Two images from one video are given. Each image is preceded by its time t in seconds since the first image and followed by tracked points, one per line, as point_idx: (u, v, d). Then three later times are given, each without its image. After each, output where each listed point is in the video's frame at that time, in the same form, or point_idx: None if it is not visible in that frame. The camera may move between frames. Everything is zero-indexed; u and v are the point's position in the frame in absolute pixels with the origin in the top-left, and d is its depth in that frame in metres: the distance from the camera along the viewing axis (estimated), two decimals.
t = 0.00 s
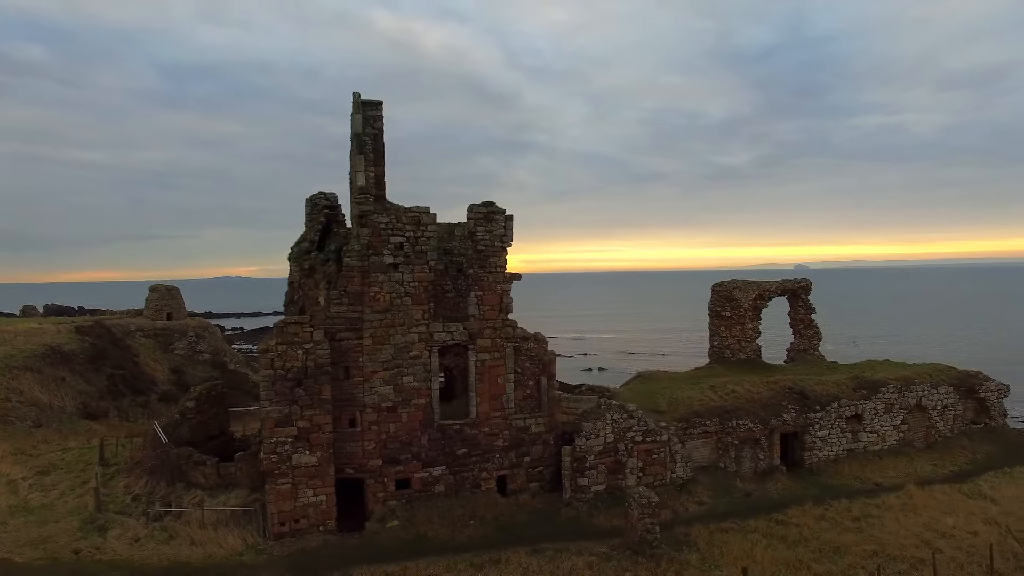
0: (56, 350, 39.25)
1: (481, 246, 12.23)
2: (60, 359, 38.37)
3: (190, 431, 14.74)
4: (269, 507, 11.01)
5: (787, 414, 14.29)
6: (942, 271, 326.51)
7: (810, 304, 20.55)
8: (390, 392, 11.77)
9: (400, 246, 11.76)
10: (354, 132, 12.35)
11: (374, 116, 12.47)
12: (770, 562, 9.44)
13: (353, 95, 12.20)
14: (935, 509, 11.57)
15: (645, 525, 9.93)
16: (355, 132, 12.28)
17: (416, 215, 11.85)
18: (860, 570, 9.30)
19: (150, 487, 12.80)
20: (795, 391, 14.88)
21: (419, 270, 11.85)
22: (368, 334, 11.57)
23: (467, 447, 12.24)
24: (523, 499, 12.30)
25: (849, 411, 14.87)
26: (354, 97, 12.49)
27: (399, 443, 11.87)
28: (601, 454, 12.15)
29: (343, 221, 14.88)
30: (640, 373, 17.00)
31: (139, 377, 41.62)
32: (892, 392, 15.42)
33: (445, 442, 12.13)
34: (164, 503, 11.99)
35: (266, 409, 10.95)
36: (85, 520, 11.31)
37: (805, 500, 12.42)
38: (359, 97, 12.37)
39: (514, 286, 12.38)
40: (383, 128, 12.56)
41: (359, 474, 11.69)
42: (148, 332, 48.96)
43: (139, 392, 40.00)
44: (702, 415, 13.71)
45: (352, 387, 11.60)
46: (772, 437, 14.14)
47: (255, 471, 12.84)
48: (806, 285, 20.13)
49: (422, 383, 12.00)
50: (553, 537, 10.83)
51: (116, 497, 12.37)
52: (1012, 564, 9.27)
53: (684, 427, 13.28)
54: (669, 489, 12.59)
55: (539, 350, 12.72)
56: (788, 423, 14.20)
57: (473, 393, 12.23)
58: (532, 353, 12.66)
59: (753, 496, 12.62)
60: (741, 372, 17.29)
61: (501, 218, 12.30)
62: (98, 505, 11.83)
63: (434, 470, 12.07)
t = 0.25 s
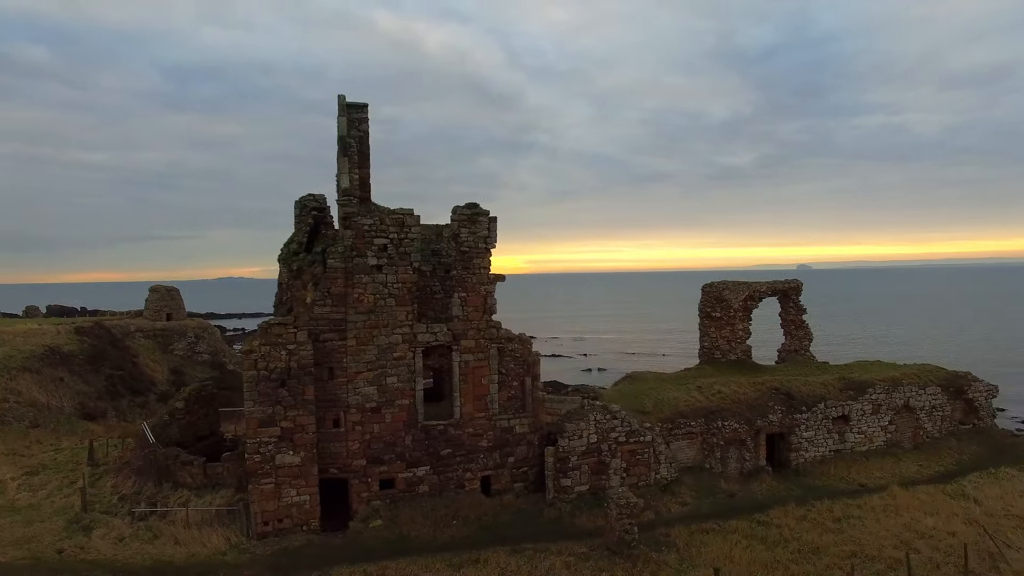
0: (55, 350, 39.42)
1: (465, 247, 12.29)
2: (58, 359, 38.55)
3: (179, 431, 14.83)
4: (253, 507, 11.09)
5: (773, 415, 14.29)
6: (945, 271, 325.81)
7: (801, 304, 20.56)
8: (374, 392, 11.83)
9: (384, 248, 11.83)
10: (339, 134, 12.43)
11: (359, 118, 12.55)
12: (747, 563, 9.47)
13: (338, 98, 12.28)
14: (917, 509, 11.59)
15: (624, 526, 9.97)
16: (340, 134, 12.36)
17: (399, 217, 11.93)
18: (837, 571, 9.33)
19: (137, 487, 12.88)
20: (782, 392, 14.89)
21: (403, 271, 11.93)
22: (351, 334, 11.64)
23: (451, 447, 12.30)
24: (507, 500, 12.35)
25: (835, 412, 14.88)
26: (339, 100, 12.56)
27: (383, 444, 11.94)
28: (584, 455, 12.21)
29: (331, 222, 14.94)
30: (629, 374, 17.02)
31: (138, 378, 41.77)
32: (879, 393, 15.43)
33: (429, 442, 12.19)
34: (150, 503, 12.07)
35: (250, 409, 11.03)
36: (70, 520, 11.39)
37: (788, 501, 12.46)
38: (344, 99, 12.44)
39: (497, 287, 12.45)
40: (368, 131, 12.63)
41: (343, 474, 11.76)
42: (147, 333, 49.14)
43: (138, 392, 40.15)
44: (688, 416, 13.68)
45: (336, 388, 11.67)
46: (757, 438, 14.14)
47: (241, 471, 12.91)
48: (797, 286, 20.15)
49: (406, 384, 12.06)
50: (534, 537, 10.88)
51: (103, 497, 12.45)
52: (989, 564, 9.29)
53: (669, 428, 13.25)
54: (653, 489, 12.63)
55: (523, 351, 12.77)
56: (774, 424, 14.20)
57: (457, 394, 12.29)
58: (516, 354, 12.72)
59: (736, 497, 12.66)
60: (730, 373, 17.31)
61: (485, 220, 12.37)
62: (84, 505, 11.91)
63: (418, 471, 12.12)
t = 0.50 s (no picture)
0: (55, 351, 39.59)
1: (449, 248, 12.36)
2: (58, 360, 38.76)
3: (168, 431, 14.92)
4: (237, 506, 11.18)
5: (759, 416, 14.30)
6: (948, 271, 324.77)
7: (792, 305, 20.56)
8: (358, 393, 11.91)
9: (368, 249, 11.91)
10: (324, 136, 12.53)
11: (345, 121, 12.64)
12: (725, 564, 9.51)
13: (324, 101, 12.37)
14: (899, 510, 11.61)
15: (603, 527, 9.99)
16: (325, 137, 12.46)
17: (383, 219, 12.00)
18: (814, 571, 9.37)
19: (125, 486, 12.96)
20: (768, 392, 14.90)
21: (387, 273, 12.01)
22: (336, 335, 11.72)
23: (436, 447, 12.36)
24: (492, 500, 12.41)
25: (822, 413, 14.89)
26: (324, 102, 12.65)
27: (367, 444, 12.01)
28: (568, 455, 12.26)
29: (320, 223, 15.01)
30: (618, 375, 17.04)
31: (137, 378, 41.96)
32: (866, 393, 15.43)
33: (414, 442, 12.26)
34: (137, 502, 12.15)
35: (234, 409, 11.12)
36: (57, 519, 11.48)
37: (772, 502, 12.49)
38: (330, 102, 12.53)
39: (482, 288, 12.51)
40: (354, 133, 12.73)
41: (328, 474, 11.84)
42: (147, 334, 49.23)
43: (137, 393, 40.33)
44: (673, 417, 13.70)
45: (320, 388, 11.75)
46: (744, 439, 14.14)
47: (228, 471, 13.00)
48: (788, 286, 20.16)
49: (390, 385, 12.13)
50: (516, 537, 10.96)
51: (90, 497, 12.53)
52: (965, 565, 9.32)
53: (654, 429, 13.29)
54: (637, 490, 12.67)
55: (508, 352, 12.82)
56: (760, 425, 14.21)
57: (441, 395, 12.35)
58: (501, 355, 12.77)
59: (720, 497, 12.69)
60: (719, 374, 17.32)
61: (469, 221, 12.44)
62: (71, 505, 12.00)
63: (403, 470, 12.18)
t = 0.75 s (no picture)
0: (54, 352, 39.77)
1: (433, 250, 12.43)
2: (58, 360, 38.98)
3: (158, 431, 15.00)
4: (221, 506, 11.28)
5: (745, 417, 14.31)
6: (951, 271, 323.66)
7: (784, 305, 20.54)
8: (343, 393, 11.99)
9: (352, 251, 11.98)
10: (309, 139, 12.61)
11: (330, 123, 12.71)
12: (702, 564, 9.56)
13: (309, 103, 12.44)
14: (880, 511, 11.63)
15: (581, 527, 10.02)
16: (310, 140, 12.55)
17: (367, 220, 12.08)
18: (790, 571, 9.40)
19: (113, 486, 13.06)
20: (754, 393, 14.89)
21: (371, 274, 12.09)
22: (320, 336, 11.81)
23: (420, 447, 12.43)
24: (476, 500, 12.47)
25: (809, 413, 14.90)
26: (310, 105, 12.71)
27: (352, 444, 12.08)
28: (551, 456, 12.33)
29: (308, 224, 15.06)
30: (607, 375, 17.06)
31: (136, 378, 42.17)
32: (854, 394, 15.43)
33: (398, 442, 12.33)
34: (123, 502, 12.25)
35: (218, 410, 11.21)
36: (43, 519, 11.59)
37: (755, 503, 12.54)
38: (315, 104, 12.59)
39: (466, 290, 12.57)
40: (340, 135, 12.81)
41: (312, 473, 11.93)
42: (147, 334, 49.39)
43: (136, 393, 40.53)
44: (658, 417, 13.71)
45: (305, 389, 11.83)
46: (729, 439, 14.14)
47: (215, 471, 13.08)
48: (779, 287, 20.17)
49: (375, 385, 12.21)
50: (497, 537, 11.04)
51: (78, 496, 12.63)
52: (942, 565, 9.35)
53: (639, 430, 13.32)
54: (620, 490, 12.72)
55: (493, 353, 12.88)
56: (746, 425, 14.23)
57: (425, 395, 12.42)
58: (485, 356, 12.83)
59: (704, 498, 12.73)
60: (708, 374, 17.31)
61: (453, 223, 12.51)
62: (57, 504, 12.10)
63: (387, 470, 12.25)
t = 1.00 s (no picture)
0: (54, 352, 39.96)
1: (418, 251, 12.52)
2: (58, 360, 39.20)
3: (147, 432, 15.10)
4: (205, 505, 11.37)
5: (731, 418, 14.35)
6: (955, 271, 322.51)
7: (775, 306, 20.57)
8: (327, 394, 12.07)
9: (336, 252, 12.06)
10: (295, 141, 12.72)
11: (317, 125, 12.85)
12: (679, 564, 9.61)
13: (296, 106, 12.57)
14: (862, 511, 11.65)
15: (559, 528, 10.11)
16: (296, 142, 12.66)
17: (351, 222, 12.16)
18: (767, 571, 9.42)
19: (101, 486, 13.17)
20: (741, 394, 14.90)
21: (356, 276, 12.18)
22: (305, 337, 11.89)
23: (404, 448, 12.50)
24: (460, 500, 12.54)
25: (795, 414, 14.92)
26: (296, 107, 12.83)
27: (336, 444, 12.16)
28: (534, 456, 12.40)
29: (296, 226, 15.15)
30: (596, 376, 17.09)
31: (136, 379, 42.37)
32: (841, 395, 15.44)
33: (382, 443, 12.40)
34: (110, 502, 12.35)
35: (202, 410, 11.30)
36: (30, 518, 11.70)
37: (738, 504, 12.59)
38: (301, 107, 12.71)
39: (450, 291, 12.64)
40: (326, 137, 12.95)
41: (297, 473, 12.01)
42: (148, 335, 49.57)
43: (135, 393, 40.73)
44: (644, 418, 13.74)
45: (289, 389, 11.92)
46: (715, 440, 14.16)
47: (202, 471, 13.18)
48: (769, 288, 20.20)
49: (359, 386, 12.30)
50: (478, 537, 11.12)
51: (65, 496, 12.74)
52: (918, 565, 9.37)
53: (624, 430, 13.37)
54: (604, 491, 12.77)
55: (477, 354, 12.95)
56: (731, 426, 14.26)
57: (410, 396, 12.49)
58: (470, 357, 12.90)
59: (687, 499, 12.78)
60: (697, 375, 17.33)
61: (437, 224, 12.60)
62: (44, 504, 12.21)
63: (372, 470, 12.33)
